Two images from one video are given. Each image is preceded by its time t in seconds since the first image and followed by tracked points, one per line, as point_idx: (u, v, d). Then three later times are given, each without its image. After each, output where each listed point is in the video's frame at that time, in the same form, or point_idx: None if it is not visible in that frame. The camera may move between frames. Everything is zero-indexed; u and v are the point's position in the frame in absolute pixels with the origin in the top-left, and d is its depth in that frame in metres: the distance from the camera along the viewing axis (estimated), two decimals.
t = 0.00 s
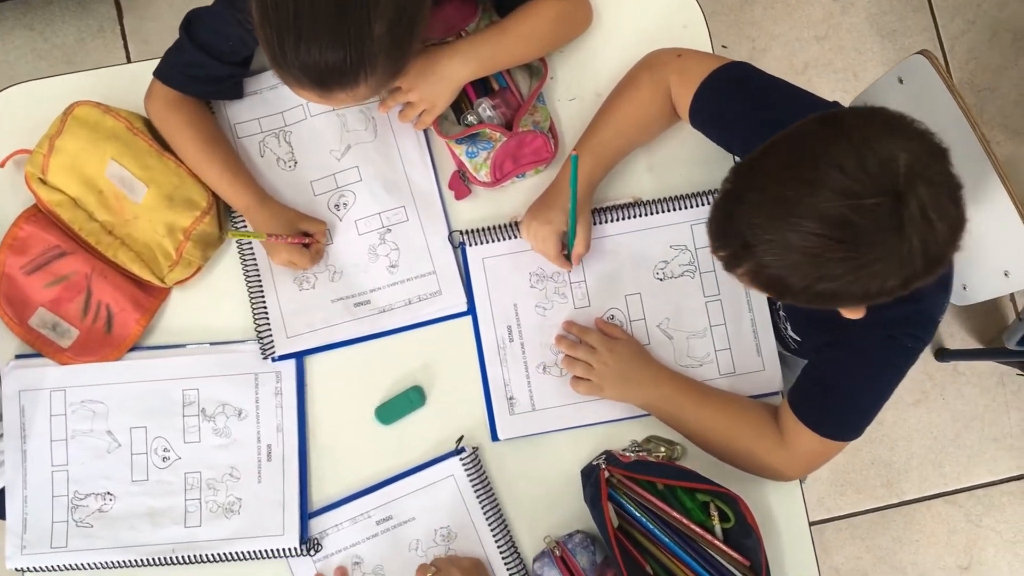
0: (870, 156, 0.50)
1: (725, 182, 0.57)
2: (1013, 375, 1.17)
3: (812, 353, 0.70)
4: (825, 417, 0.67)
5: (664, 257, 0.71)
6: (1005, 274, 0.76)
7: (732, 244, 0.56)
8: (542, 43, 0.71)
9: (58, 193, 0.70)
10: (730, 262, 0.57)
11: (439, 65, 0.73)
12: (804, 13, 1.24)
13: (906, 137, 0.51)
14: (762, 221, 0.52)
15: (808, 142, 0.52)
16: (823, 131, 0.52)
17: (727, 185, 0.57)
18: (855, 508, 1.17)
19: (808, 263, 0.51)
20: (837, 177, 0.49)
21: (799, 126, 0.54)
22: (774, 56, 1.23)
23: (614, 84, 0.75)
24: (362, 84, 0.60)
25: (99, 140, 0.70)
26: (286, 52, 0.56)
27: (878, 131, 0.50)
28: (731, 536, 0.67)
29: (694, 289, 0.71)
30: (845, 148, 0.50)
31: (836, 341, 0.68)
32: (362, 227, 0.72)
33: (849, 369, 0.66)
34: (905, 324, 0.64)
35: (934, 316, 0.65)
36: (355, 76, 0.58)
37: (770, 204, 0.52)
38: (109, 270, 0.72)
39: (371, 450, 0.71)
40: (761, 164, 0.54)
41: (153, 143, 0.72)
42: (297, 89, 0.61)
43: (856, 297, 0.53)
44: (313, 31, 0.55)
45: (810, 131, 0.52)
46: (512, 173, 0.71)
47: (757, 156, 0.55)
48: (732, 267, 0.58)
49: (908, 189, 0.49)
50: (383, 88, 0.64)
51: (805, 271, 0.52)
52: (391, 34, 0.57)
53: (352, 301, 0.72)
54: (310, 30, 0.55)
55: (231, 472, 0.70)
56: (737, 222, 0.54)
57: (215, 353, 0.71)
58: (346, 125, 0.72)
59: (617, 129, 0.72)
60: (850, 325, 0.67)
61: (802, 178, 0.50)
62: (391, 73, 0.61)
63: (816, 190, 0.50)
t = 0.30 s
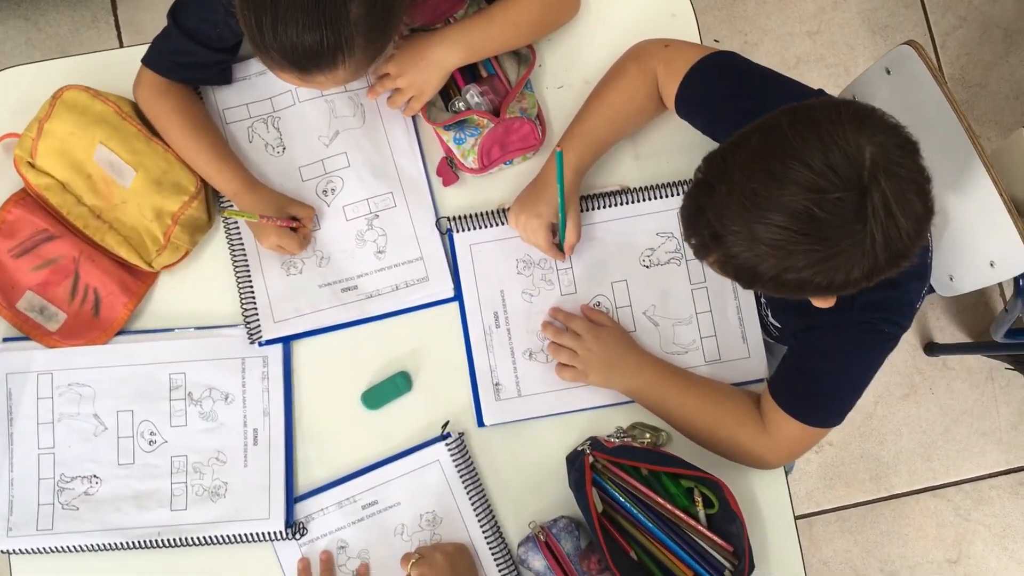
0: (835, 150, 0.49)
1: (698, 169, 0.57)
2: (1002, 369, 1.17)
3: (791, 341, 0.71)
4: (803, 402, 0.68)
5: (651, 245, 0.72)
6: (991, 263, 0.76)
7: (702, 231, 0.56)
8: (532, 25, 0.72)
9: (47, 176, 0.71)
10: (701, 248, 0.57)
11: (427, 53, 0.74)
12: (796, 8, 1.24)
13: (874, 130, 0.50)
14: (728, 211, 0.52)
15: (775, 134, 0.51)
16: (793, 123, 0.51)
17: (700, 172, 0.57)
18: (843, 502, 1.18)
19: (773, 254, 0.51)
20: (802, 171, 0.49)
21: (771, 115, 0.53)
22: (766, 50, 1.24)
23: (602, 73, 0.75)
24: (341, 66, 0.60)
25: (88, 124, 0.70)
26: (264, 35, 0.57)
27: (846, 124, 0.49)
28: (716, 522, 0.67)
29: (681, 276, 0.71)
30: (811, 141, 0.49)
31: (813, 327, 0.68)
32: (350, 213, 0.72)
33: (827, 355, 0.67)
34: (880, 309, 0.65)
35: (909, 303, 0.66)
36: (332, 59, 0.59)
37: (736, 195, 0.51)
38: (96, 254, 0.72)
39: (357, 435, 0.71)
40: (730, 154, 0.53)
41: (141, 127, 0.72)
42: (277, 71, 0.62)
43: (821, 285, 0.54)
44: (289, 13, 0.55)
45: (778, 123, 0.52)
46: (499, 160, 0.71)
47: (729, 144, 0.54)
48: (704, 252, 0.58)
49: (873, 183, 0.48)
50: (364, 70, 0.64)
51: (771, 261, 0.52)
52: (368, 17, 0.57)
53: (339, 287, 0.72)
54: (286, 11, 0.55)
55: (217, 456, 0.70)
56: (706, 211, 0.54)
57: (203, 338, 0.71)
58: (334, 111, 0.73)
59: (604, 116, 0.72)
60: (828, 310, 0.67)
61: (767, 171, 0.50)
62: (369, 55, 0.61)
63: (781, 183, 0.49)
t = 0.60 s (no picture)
0: (843, 124, 0.49)
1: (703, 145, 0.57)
2: (1000, 362, 1.17)
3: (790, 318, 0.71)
4: (801, 382, 0.67)
5: (647, 227, 0.72)
6: (987, 250, 0.75)
7: (706, 207, 0.56)
8: (531, 12, 0.71)
9: (42, 152, 0.70)
10: (704, 224, 0.57)
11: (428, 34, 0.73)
12: None
13: (881, 106, 0.50)
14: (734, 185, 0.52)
15: (782, 108, 0.51)
16: (799, 97, 0.51)
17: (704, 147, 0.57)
18: (838, 492, 1.18)
19: (778, 229, 0.51)
20: (809, 144, 0.49)
21: (777, 91, 0.53)
22: (767, 41, 1.24)
23: (601, 54, 0.75)
24: (338, 39, 0.60)
25: (83, 99, 0.70)
26: (262, 6, 0.57)
27: (853, 98, 0.49)
28: (708, 503, 0.67)
29: (676, 259, 0.71)
30: (817, 114, 0.49)
31: (811, 305, 0.68)
32: (345, 190, 0.72)
33: (825, 334, 0.67)
34: (878, 291, 0.65)
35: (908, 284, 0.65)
36: (330, 32, 0.59)
37: (742, 169, 0.51)
38: (92, 229, 0.72)
39: (351, 412, 0.71)
40: (736, 129, 0.53)
41: (135, 102, 0.72)
42: (275, 43, 0.62)
43: (824, 262, 0.54)
44: None
45: (785, 97, 0.52)
46: (496, 140, 0.72)
47: (734, 119, 0.54)
48: (706, 229, 0.58)
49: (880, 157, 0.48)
50: (361, 44, 0.64)
51: (776, 236, 0.52)
52: None
53: (334, 265, 0.72)
54: None
55: (211, 432, 0.70)
56: (711, 185, 0.54)
57: (198, 314, 0.72)
58: (331, 90, 0.73)
59: (602, 98, 0.72)
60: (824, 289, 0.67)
61: (774, 145, 0.50)
62: (366, 28, 0.61)
63: (788, 156, 0.49)
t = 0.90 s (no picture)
0: (859, 99, 0.49)
1: (714, 120, 0.57)
2: (999, 358, 1.17)
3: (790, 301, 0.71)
4: (803, 365, 0.68)
5: (648, 210, 0.72)
6: (987, 241, 0.75)
7: (716, 181, 0.56)
8: None
9: (48, 125, 0.71)
10: (713, 200, 0.58)
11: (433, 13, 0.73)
12: None
13: (896, 84, 0.50)
14: (746, 158, 0.52)
15: (797, 83, 0.51)
16: (814, 73, 0.51)
17: (715, 122, 0.57)
18: (835, 485, 1.18)
19: (790, 203, 0.51)
20: (824, 117, 0.49)
21: (791, 68, 0.53)
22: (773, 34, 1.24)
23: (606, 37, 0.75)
24: (347, 7, 0.61)
25: (90, 73, 0.70)
26: None
27: (869, 75, 0.50)
28: (704, 485, 0.68)
29: (677, 242, 0.72)
30: (833, 89, 0.50)
31: (813, 288, 0.68)
32: (348, 168, 0.73)
33: (829, 316, 0.67)
34: (880, 273, 0.65)
35: (910, 267, 0.65)
36: None
37: (756, 142, 0.51)
38: (96, 202, 0.72)
39: (351, 390, 0.72)
40: (750, 103, 0.53)
41: (141, 77, 0.72)
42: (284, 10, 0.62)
43: (833, 240, 0.54)
44: None
45: (799, 73, 0.52)
46: (500, 121, 0.72)
47: (747, 94, 0.54)
48: (715, 205, 0.58)
49: (896, 133, 0.49)
50: (368, 14, 0.65)
51: (788, 210, 0.52)
52: None
53: (336, 243, 0.72)
54: None
55: (211, 406, 0.71)
56: (722, 159, 0.54)
57: (200, 289, 0.72)
58: (336, 68, 0.73)
59: (606, 81, 0.72)
60: (824, 272, 0.68)
61: (789, 118, 0.50)
62: None
63: (803, 129, 0.49)
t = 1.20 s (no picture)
0: (884, 76, 0.49)
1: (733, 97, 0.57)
2: (1002, 356, 1.18)
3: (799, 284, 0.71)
4: (811, 349, 0.68)
5: (655, 194, 0.72)
6: (993, 234, 0.75)
7: (735, 158, 0.56)
8: None
9: (59, 98, 0.71)
10: (730, 176, 0.58)
11: None
12: None
13: (919, 62, 0.50)
14: (767, 133, 0.52)
15: (821, 58, 0.51)
16: (837, 48, 0.51)
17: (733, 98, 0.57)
18: (836, 480, 1.18)
19: (810, 178, 0.51)
20: (848, 92, 0.49)
21: (812, 44, 0.53)
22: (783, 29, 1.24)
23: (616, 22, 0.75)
24: None
25: (101, 45, 0.70)
26: None
27: (894, 53, 0.50)
28: (705, 470, 0.68)
29: (683, 228, 0.72)
30: (857, 66, 0.50)
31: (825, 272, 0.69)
32: (357, 147, 0.73)
33: (840, 299, 0.67)
34: (889, 256, 0.65)
35: (920, 253, 0.66)
36: None
37: (778, 117, 0.51)
38: (105, 175, 0.73)
39: (355, 367, 0.72)
40: (772, 78, 0.53)
41: (152, 51, 0.73)
42: None
43: (852, 217, 0.54)
44: None
45: (823, 49, 0.52)
46: (509, 103, 0.72)
47: (767, 70, 0.54)
48: (731, 181, 0.58)
49: (920, 110, 0.49)
50: None
51: (808, 187, 0.52)
52: None
53: (342, 221, 0.73)
54: None
55: (216, 379, 0.71)
56: (741, 135, 0.54)
57: (207, 264, 0.72)
58: (347, 47, 0.73)
59: (615, 66, 0.72)
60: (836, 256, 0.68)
61: (813, 93, 0.50)
62: None
63: (827, 104, 0.49)
